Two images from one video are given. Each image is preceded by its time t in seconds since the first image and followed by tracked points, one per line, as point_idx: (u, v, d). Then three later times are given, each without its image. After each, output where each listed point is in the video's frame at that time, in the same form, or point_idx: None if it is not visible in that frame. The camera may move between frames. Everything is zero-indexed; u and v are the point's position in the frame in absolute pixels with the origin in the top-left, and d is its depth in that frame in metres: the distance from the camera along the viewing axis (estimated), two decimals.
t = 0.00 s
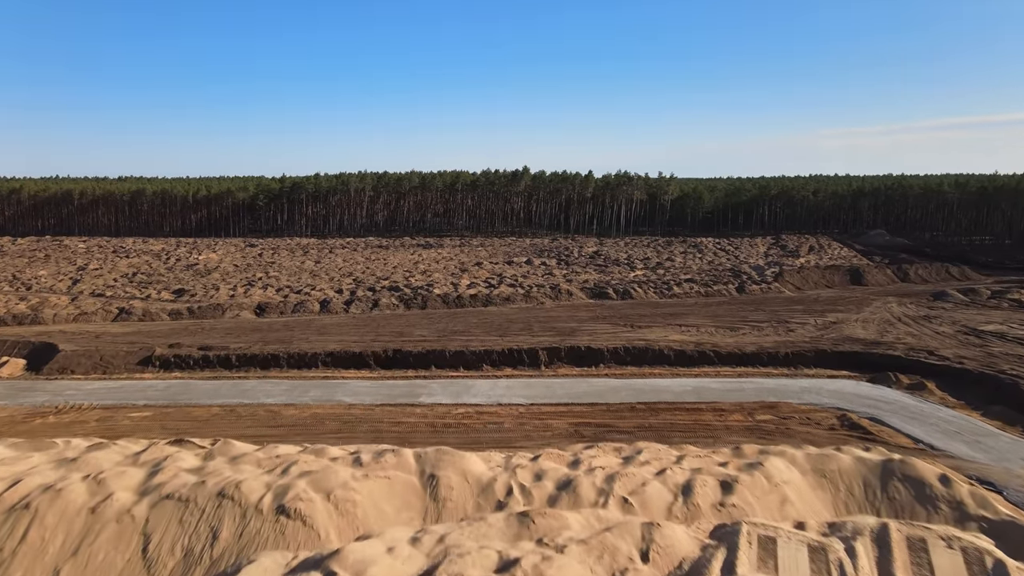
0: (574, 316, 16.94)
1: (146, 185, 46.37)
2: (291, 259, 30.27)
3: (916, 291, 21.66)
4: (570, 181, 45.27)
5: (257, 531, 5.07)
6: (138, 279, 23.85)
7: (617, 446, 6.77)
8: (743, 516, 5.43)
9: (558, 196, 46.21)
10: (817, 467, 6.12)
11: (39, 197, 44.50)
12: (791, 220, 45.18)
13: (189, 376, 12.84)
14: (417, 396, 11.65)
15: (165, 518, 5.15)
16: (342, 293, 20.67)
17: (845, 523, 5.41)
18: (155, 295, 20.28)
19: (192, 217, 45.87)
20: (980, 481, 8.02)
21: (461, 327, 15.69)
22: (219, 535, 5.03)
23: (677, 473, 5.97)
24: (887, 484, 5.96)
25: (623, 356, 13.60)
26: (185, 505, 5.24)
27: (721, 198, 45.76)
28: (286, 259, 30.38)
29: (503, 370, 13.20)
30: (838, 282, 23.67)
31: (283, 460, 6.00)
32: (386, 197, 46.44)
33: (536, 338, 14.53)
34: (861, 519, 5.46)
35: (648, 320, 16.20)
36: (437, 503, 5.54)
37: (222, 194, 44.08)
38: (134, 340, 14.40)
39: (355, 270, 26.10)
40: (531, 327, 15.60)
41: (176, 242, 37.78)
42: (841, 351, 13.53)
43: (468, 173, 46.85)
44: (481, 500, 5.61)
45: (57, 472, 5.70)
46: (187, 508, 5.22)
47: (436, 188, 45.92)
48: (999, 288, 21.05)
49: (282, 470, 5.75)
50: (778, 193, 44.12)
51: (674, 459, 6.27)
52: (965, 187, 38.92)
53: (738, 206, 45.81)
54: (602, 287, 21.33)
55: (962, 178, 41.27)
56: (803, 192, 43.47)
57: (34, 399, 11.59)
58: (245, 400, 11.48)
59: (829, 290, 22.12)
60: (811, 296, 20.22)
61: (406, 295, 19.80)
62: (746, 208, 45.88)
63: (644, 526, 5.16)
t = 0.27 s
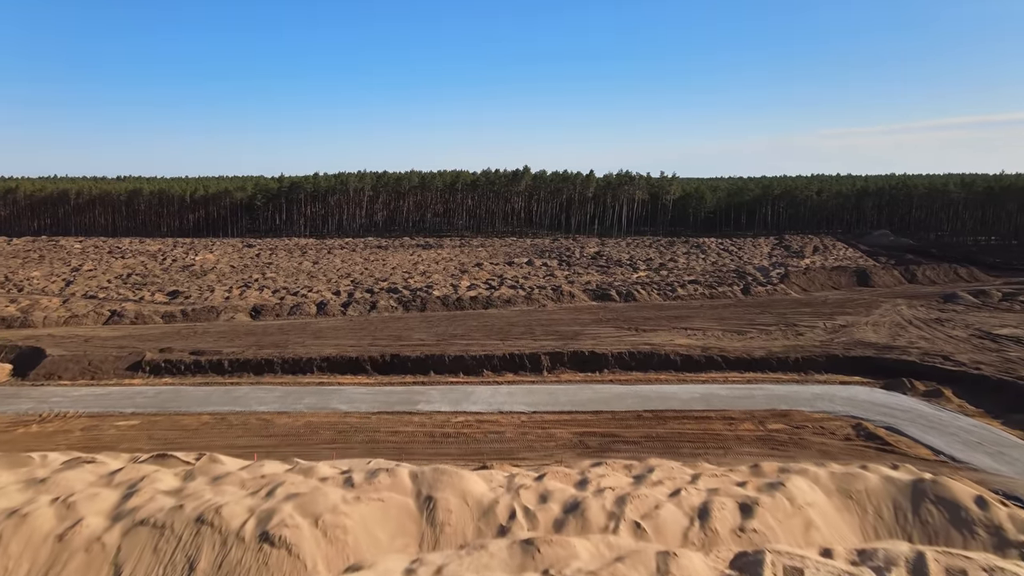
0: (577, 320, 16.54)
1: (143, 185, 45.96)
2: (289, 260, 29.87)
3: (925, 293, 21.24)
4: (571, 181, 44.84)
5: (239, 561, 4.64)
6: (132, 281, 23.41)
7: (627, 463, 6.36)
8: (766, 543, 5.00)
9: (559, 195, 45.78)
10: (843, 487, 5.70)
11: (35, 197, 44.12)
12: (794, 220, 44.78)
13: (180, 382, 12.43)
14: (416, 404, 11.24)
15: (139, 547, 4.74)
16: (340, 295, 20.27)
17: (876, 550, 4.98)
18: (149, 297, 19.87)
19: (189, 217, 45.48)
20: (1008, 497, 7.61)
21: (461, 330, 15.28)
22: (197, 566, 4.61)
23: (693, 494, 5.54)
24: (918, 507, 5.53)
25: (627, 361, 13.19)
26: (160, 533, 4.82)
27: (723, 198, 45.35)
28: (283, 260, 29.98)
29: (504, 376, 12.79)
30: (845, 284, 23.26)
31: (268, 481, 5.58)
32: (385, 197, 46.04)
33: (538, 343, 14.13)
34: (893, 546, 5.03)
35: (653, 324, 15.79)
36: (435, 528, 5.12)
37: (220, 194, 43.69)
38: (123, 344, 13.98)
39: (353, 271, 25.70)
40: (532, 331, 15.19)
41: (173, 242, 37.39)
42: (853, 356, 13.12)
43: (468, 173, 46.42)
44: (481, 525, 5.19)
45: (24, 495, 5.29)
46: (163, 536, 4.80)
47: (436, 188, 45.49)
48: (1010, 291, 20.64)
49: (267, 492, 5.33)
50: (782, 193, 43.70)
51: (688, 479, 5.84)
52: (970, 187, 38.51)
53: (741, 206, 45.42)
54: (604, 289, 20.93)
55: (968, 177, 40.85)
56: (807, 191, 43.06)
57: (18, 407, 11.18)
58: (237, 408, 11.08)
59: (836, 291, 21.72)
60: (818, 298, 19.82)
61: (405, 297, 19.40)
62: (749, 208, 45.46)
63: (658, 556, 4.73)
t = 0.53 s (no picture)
0: (580, 323, 16.12)
1: (140, 184, 45.57)
2: (286, 261, 29.49)
3: (934, 295, 20.84)
4: (572, 180, 44.41)
5: None
6: (126, 282, 23.01)
7: (638, 482, 5.94)
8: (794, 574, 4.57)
9: (559, 195, 45.36)
10: (873, 510, 5.28)
11: (31, 197, 43.73)
12: (798, 220, 44.37)
13: (170, 389, 12.02)
14: (414, 412, 10.83)
15: None
16: (337, 297, 19.87)
17: None
18: (142, 299, 19.47)
19: (187, 217, 45.10)
20: None
21: (461, 334, 14.87)
22: None
23: (711, 519, 5.12)
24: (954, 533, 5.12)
25: (632, 366, 12.78)
26: (129, 565, 4.40)
27: (725, 198, 44.96)
28: (281, 261, 29.58)
29: (505, 382, 12.38)
30: (852, 285, 22.84)
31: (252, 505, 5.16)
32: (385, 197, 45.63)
33: (540, 347, 13.71)
34: None
35: (658, 328, 15.37)
36: (431, 558, 4.69)
37: (218, 194, 43.30)
38: (113, 348, 13.57)
39: (351, 272, 25.30)
40: (534, 335, 14.77)
41: (170, 243, 37.00)
42: (865, 361, 12.71)
43: (468, 172, 46.03)
44: (483, 554, 4.76)
45: None
46: (133, 568, 4.38)
47: (436, 188, 45.08)
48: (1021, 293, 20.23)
49: (249, 519, 4.91)
50: (785, 193, 43.30)
51: (704, 501, 5.43)
52: (976, 187, 38.10)
53: (744, 206, 45.02)
54: (607, 291, 20.54)
55: (973, 177, 40.48)
56: (811, 191, 42.65)
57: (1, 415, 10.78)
58: (229, 416, 10.66)
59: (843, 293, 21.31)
60: (826, 300, 19.41)
61: (404, 299, 19.00)
62: (752, 208, 45.05)
63: None
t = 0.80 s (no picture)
0: (583, 326, 15.70)
1: (137, 184, 45.15)
2: (283, 262, 29.07)
3: (944, 297, 20.44)
4: (573, 180, 43.97)
5: None
6: (120, 284, 22.59)
7: (651, 506, 5.51)
8: None
9: (561, 195, 44.93)
10: (908, 539, 4.85)
11: (27, 197, 43.31)
12: (801, 220, 43.98)
13: (159, 396, 11.59)
14: (412, 421, 10.41)
15: None
16: (335, 300, 19.45)
17: None
18: (135, 301, 19.05)
19: (184, 217, 44.68)
20: None
21: (460, 338, 14.43)
22: None
23: (733, 550, 4.69)
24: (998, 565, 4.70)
25: (637, 372, 12.36)
26: None
27: (728, 197, 44.56)
28: (278, 262, 29.18)
29: (507, 388, 11.96)
30: (859, 287, 22.42)
31: (232, 534, 4.74)
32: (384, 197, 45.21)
33: (542, 352, 13.28)
34: None
35: (663, 332, 14.94)
36: None
37: (216, 193, 42.90)
38: (101, 353, 13.14)
39: (350, 273, 24.88)
40: (536, 339, 14.35)
41: (166, 243, 36.58)
42: (879, 367, 12.28)
43: (468, 172, 45.63)
44: None
45: None
46: None
47: (436, 188, 44.66)
48: None
49: (228, 550, 4.49)
50: (788, 192, 42.91)
51: (724, 529, 5.00)
52: (982, 187, 37.72)
53: (746, 206, 44.64)
54: (610, 292, 20.13)
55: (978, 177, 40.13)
56: (814, 191, 42.26)
57: None
58: (219, 425, 10.24)
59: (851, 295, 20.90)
60: (834, 303, 18.99)
61: (402, 301, 18.59)
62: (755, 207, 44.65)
63: None
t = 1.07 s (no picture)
0: (586, 330, 15.28)
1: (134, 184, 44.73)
2: (281, 262, 28.66)
3: (954, 299, 20.02)
4: (574, 180, 43.54)
5: None
6: (114, 285, 22.17)
7: (665, 534, 5.11)
8: None
9: (562, 195, 44.50)
10: None
11: (23, 197, 42.91)
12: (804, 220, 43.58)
13: (148, 403, 11.18)
14: (409, 431, 9.99)
15: None
16: (332, 302, 19.04)
17: None
18: (128, 304, 18.64)
19: (182, 217, 44.28)
20: None
21: (460, 342, 14.01)
22: None
23: None
24: None
25: (643, 379, 11.94)
26: None
27: (731, 197, 44.15)
28: (275, 262, 28.77)
29: (508, 396, 11.55)
30: (867, 288, 22.00)
31: (211, 571, 4.36)
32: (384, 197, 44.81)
33: (545, 357, 12.86)
34: None
35: (669, 336, 14.52)
36: None
37: (213, 193, 42.53)
38: (89, 358, 12.71)
39: (348, 274, 24.48)
40: (538, 343, 13.93)
41: (163, 243, 36.17)
42: (894, 373, 11.85)
43: (469, 171, 45.24)
44: None
45: None
46: None
47: (436, 188, 44.25)
48: None
49: None
50: (792, 192, 42.54)
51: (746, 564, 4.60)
52: (988, 186, 37.34)
53: (749, 205, 44.25)
54: (613, 295, 19.71)
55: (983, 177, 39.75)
56: (818, 190, 41.87)
57: None
58: (209, 435, 9.84)
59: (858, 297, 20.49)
60: (842, 305, 18.58)
61: (401, 303, 18.20)
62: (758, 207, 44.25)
63: None
